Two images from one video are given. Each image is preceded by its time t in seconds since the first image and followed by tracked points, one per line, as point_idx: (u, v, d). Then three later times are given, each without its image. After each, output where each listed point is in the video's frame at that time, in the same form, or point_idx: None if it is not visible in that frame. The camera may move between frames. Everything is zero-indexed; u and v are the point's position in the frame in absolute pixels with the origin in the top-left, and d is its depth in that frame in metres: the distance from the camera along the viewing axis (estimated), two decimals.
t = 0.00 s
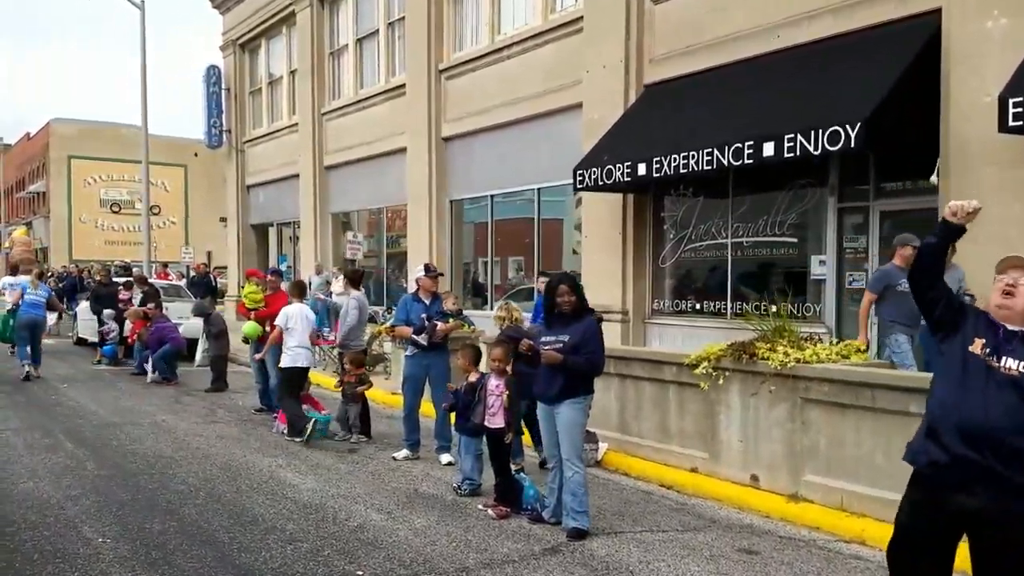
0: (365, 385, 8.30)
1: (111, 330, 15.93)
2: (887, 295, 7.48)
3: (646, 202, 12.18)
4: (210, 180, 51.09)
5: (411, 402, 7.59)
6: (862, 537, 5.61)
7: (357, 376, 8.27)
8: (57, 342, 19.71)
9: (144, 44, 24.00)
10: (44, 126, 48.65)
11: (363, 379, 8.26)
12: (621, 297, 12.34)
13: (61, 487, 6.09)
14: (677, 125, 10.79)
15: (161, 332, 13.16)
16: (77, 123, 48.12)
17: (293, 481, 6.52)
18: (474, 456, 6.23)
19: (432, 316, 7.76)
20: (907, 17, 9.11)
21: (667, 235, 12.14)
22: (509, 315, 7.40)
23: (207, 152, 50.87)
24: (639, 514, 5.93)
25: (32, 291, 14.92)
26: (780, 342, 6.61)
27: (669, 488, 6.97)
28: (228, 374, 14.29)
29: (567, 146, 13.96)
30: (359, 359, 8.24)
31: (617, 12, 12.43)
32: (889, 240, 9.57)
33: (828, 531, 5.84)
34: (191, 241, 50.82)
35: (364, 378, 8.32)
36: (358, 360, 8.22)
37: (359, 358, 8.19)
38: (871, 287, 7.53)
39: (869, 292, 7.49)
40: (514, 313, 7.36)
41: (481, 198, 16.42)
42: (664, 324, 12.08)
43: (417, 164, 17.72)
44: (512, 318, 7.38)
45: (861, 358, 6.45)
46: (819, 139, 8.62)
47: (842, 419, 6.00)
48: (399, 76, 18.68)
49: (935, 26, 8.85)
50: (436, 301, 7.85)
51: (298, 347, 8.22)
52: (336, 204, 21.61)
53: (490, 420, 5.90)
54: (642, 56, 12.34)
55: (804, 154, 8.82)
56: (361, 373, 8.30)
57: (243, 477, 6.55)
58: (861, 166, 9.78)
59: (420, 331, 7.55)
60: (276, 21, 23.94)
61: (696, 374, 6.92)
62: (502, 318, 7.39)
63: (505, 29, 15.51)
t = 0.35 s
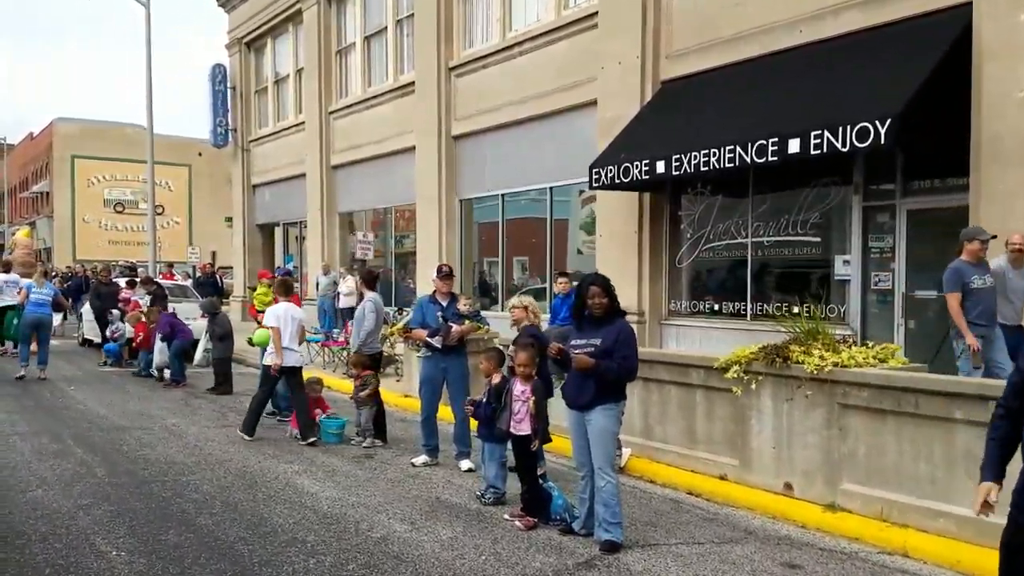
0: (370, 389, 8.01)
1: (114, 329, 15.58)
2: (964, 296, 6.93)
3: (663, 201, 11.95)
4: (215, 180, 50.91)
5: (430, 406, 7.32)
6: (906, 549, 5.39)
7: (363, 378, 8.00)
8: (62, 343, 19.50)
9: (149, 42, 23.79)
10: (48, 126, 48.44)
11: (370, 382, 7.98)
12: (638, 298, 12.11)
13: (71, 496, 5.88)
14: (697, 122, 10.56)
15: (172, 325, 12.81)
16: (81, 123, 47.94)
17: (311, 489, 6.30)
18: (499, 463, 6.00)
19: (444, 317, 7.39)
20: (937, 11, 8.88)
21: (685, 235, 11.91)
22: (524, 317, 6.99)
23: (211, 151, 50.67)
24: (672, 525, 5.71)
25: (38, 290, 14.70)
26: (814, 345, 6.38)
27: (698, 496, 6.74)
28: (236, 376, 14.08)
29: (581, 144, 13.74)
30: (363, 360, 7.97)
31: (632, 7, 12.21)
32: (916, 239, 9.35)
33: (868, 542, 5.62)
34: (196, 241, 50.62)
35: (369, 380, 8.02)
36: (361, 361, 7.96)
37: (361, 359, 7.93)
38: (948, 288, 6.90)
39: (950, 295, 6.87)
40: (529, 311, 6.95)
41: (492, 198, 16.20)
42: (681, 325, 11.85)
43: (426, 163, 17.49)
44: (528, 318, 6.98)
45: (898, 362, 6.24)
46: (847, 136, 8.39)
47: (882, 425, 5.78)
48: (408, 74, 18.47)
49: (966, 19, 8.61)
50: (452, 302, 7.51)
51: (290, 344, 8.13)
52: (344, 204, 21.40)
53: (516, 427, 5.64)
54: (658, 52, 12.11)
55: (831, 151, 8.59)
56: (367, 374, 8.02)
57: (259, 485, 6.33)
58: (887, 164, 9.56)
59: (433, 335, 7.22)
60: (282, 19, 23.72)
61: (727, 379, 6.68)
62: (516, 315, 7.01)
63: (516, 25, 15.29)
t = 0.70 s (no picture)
0: (371, 398, 7.66)
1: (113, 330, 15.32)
2: None
3: (672, 200, 11.74)
4: (212, 179, 50.61)
5: (442, 411, 7.05)
6: (945, 560, 5.19)
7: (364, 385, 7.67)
8: (59, 343, 19.24)
9: (146, 38, 23.51)
10: (43, 124, 48.07)
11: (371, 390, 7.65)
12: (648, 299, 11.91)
13: (74, 506, 5.64)
14: (710, 118, 10.34)
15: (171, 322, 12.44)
16: (76, 121, 47.59)
17: (322, 497, 6.06)
18: (517, 472, 5.75)
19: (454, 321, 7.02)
20: (959, 5, 8.68)
21: (695, 235, 11.68)
22: (536, 322, 6.52)
23: (208, 150, 50.36)
24: (699, 535, 5.50)
25: (28, 290, 14.46)
26: (844, 348, 6.17)
27: (721, 504, 6.52)
28: (237, 377, 13.84)
29: (588, 143, 13.52)
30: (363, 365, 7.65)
31: (642, 3, 12.00)
32: (936, 239, 9.16)
33: (903, 554, 5.42)
34: (193, 240, 50.30)
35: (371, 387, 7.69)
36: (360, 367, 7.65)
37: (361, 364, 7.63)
38: None
39: None
40: (541, 313, 6.49)
41: (496, 197, 15.98)
42: (692, 327, 11.65)
43: (429, 162, 17.27)
44: (542, 323, 6.53)
45: (930, 366, 6.04)
46: (869, 133, 8.19)
47: (918, 432, 5.57)
48: (411, 71, 18.25)
49: (990, 13, 8.41)
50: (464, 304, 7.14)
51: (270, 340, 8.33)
52: (345, 203, 21.16)
53: (535, 434, 5.38)
54: (669, 48, 11.89)
55: (852, 148, 8.39)
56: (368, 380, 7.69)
57: (269, 493, 6.09)
58: (906, 162, 9.38)
59: (442, 340, 6.91)
60: (281, 16, 23.47)
61: (753, 383, 6.47)
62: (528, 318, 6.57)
63: (522, 21, 15.07)
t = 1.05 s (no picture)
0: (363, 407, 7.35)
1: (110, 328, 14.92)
2: None
3: (690, 199, 11.52)
4: (215, 179, 50.43)
5: (463, 415, 6.82)
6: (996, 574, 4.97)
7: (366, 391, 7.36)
8: (65, 344, 19.04)
9: (152, 37, 23.32)
10: (46, 124, 47.87)
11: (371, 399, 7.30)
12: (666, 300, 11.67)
13: (86, 516, 5.42)
14: (732, 115, 10.14)
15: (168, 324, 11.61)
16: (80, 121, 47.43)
17: (343, 507, 5.84)
18: (547, 480, 5.52)
19: (474, 321, 6.81)
20: None
21: (714, 234, 11.45)
22: (555, 324, 6.19)
23: (212, 150, 50.18)
24: (738, 548, 5.28)
25: (24, 291, 14.35)
26: (884, 352, 5.95)
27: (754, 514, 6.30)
28: (245, 379, 13.62)
29: (603, 141, 13.30)
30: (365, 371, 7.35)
31: None
32: (966, 239, 8.94)
33: (951, 567, 5.19)
34: (196, 240, 50.11)
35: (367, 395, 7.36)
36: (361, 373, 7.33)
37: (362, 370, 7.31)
38: None
39: None
40: (559, 311, 6.12)
41: (508, 196, 15.76)
42: (710, 328, 11.41)
43: (439, 161, 17.04)
44: (562, 324, 6.19)
45: (975, 370, 5.81)
46: (900, 129, 7.97)
47: (964, 439, 5.35)
48: (420, 69, 18.04)
49: None
50: (484, 304, 6.91)
51: (278, 342, 8.20)
52: (352, 203, 20.96)
53: (565, 442, 5.09)
54: (687, 44, 11.67)
55: (882, 144, 8.17)
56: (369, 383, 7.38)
57: (288, 502, 5.88)
58: (934, 160, 9.16)
59: (463, 340, 6.67)
60: (288, 14, 23.27)
61: (789, 388, 6.25)
62: (544, 318, 6.23)
63: (534, 18, 14.86)
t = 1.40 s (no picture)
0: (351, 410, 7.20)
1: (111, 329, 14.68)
2: None
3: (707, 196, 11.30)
4: (217, 178, 50.24)
5: (484, 419, 6.63)
6: None
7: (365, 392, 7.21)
8: (67, 344, 18.82)
9: (155, 34, 23.11)
10: (47, 122, 47.62)
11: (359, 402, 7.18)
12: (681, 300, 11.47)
13: (96, 526, 5.21)
14: (753, 111, 9.94)
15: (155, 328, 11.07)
16: (81, 119, 47.21)
17: (363, 516, 5.62)
18: (577, 489, 5.25)
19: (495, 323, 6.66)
20: None
21: (731, 233, 11.24)
22: (565, 323, 6.04)
23: (213, 149, 49.99)
24: (776, 560, 5.05)
25: (30, 291, 14.19)
26: (924, 354, 5.75)
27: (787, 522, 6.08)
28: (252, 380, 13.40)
29: (616, 138, 13.09)
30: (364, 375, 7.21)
31: None
32: (994, 237, 8.74)
33: None
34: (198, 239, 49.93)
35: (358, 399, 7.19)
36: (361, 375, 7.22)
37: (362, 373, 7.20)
38: None
39: None
40: (569, 309, 5.99)
41: (518, 194, 15.54)
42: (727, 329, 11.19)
43: (447, 159, 16.83)
44: (572, 323, 6.04)
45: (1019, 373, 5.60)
46: (931, 123, 7.76)
47: (1012, 445, 5.12)
48: (427, 65, 17.82)
49: None
50: (506, 306, 6.77)
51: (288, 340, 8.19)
52: (358, 201, 20.74)
53: (598, 450, 4.86)
54: (703, 38, 11.45)
55: (910, 140, 7.96)
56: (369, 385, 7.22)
57: (305, 511, 5.65)
58: (962, 156, 8.96)
59: (484, 343, 6.53)
60: (292, 11, 23.06)
61: (824, 392, 6.04)
62: (554, 317, 6.10)
63: (544, 13, 14.65)
